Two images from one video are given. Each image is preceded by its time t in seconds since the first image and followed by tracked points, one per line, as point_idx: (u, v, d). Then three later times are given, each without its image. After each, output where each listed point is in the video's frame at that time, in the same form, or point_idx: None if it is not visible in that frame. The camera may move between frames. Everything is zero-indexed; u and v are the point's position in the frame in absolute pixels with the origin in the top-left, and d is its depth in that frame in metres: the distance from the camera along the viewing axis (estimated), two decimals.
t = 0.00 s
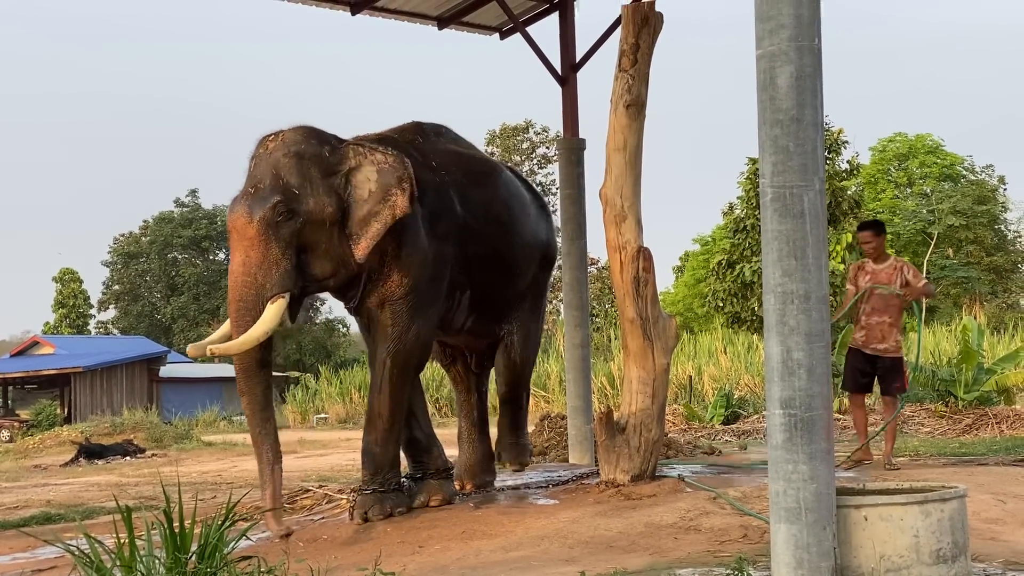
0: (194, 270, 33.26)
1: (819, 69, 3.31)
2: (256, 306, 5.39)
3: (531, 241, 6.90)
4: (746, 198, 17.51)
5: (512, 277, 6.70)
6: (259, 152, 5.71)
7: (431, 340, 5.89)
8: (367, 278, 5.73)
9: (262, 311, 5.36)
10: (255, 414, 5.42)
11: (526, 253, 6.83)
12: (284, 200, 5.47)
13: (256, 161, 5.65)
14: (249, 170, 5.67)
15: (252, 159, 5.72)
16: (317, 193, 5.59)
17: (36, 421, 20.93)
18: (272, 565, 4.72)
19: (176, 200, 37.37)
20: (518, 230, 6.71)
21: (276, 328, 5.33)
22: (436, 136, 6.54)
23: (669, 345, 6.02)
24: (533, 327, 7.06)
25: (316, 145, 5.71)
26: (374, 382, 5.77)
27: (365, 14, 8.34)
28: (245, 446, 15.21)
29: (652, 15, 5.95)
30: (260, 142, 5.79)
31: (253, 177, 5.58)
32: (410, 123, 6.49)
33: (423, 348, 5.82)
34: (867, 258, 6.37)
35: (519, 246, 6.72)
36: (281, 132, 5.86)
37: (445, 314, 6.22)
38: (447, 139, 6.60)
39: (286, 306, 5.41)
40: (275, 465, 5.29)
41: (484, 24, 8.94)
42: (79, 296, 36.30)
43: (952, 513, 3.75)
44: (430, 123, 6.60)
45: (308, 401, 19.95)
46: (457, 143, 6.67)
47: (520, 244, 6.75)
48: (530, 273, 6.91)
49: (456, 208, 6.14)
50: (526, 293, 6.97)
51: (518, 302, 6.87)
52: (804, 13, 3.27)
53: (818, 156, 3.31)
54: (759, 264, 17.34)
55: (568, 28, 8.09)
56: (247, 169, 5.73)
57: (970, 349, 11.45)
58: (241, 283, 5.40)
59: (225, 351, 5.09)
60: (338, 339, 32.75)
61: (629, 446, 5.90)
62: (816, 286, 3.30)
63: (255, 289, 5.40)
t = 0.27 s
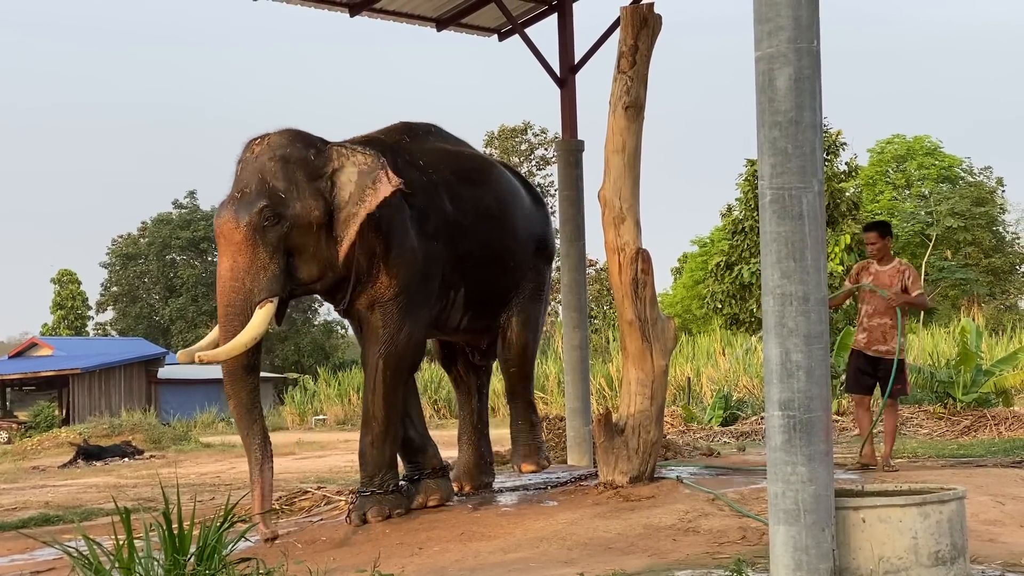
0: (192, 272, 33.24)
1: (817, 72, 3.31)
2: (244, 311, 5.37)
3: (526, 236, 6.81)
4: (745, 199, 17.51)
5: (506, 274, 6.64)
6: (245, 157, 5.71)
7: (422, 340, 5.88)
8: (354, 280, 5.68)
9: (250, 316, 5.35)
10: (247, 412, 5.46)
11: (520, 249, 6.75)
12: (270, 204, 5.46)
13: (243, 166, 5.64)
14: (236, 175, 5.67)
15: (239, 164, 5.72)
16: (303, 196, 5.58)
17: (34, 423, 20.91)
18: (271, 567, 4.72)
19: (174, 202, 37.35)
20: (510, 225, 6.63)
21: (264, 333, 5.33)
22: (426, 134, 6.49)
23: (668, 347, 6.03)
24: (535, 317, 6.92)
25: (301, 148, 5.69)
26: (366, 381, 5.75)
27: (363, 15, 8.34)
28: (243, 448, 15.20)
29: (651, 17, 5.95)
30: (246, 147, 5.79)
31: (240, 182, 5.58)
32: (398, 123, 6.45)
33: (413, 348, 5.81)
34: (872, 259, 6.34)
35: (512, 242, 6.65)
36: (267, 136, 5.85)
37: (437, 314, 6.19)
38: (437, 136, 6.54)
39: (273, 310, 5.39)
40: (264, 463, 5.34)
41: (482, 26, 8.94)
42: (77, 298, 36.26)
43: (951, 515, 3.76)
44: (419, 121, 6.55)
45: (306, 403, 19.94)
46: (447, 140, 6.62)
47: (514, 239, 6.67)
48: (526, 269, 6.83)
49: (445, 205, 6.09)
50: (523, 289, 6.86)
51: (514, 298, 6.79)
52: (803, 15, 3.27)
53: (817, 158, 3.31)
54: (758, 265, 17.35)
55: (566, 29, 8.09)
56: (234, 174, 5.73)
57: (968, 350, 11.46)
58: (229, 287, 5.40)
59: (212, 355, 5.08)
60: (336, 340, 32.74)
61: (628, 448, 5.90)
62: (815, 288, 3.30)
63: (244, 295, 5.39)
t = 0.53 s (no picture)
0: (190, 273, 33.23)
1: (816, 74, 3.31)
2: (225, 319, 5.46)
3: (522, 237, 6.64)
4: (743, 201, 17.51)
5: (502, 276, 6.51)
6: (224, 166, 5.77)
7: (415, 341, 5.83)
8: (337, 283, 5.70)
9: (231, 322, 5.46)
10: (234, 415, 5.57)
11: (516, 250, 6.60)
12: (247, 211, 5.52)
13: (221, 175, 5.71)
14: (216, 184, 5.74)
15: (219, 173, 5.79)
16: (281, 203, 5.63)
17: (32, 425, 20.91)
18: (270, 568, 4.71)
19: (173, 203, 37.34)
20: (504, 226, 6.50)
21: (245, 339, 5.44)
22: (415, 136, 6.43)
23: (667, 348, 6.03)
24: (528, 319, 6.69)
25: (278, 154, 5.73)
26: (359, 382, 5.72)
27: (362, 16, 8.34)
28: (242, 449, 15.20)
29: (650, 19, 5.96)
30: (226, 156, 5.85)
31: (218, 191, 5.65)
32: (387, 125, 6.40)
33: (405, 348, 5.75)
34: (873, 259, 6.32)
35: (507, 244, 6.51)
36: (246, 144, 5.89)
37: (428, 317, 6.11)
38: (427, 138, 6.49)
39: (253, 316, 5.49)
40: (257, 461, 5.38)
41: (480, 27, 8.94)
42: (76, 299, 36.25)
43: (950, 517, 3.75)
44: (409, 123, 6.51)
45: (304, 405, 19.92)
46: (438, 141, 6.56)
47: (509, 241, 6.54)
48: (521, 270, 6.66)
49: (433, 205, 6.02)
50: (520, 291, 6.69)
51: (511, 302, 6.63)
52: (802, 17, 3.28)
53: (815, 160, 3.31)
54: (756, 267, 17.36)
55: (565, 31, 8.10)
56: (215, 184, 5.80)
57: (967, 352, 11.47)
58: (210, 295, 5.48)
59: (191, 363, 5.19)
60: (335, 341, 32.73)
61: (626, 449, 5.90)
62: (814, 290, 3.30)
63: (224, 302, 5.49)
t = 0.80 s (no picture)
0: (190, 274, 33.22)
1: (816, 75, 3.31)
2: (204, 314, 5.57)
3: (522, 241, 6.45)
4: (743, 202, 17.50)
5: (500, 280, 6.33)
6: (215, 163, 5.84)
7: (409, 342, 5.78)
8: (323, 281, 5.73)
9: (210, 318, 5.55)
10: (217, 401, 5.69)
11: (516, 254, 6.41)
12: (230, 209, 5.59)
13: (211, 173, 5.78)
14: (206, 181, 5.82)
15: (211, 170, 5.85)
16: (268, 202, 5.64)
17: (31, 426, 20.92)
18: (269, 569, 4.71)
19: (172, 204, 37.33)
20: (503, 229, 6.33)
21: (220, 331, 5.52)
22: (415, 138, 6.35)
23: (667, 349, 6.03)
24: (521, 327, 6.50)
25: (266, 153, 5.75)
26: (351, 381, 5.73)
27: (361, 17, 8.34)
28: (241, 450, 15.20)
29: (649, 20, 5.96)
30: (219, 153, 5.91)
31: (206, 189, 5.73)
32: (388, 126, 6.33)
33: (395, 350, 5.71)
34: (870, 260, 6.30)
35: (506, 247, 6.33)
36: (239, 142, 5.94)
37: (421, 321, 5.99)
38: (427, 138, 6.39)
39: (232, 312, 5.56)
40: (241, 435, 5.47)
41: (480, 29, 8.94)
42: (75, 300, 36.26)
43: (950, 518, 3.75)
44: (410, 124, 6.42)
45: (304, 406, 19.92)
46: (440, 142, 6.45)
47: (509, 244, 6.35)
48: (520, 275, 6.47)
49: (426, 208, 5.91)
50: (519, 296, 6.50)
51: (508, 306, 6.47)
52: (802, 18, 3.28)
53: (814, 161, 3.32)
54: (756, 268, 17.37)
55: (564, 32, 8.10)
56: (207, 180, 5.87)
57: (966, 353, 11.47)
58: (192, 290, 5.59)
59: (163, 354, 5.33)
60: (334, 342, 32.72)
61: (626, 450, 5.90)
62: (814, 291, 3.30)
63: (205, 298, 5.58)
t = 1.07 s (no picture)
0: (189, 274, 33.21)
1: (815, 75, 3.31)
2: (181, 309, 5.77)
3: (523, 243, 6.25)
4: (742, 203, 17.49)
5: (500, 281, 6.18)
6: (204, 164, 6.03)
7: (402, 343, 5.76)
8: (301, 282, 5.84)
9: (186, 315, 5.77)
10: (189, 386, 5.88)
11: (518, 256, 6.23)
12: (211, 208, 5.79)
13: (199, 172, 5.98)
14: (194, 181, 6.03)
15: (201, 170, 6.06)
16: (246, 202, 5.80)
17: (31, 426, 20.93)
18: (268, 570, 4.72)
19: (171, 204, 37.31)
20: (502, 230, 6.15)
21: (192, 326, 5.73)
22: (415, 138, 6.22)
23: (666, 349, 6.03)
24: (525, 329, 6.32)
25: (250, 155, 5.91)
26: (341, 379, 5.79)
27: (361, 18, 8.34)
28: (240, 450, 15.19)
29: (649, 20, 5.96)
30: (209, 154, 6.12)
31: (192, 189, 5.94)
32: (387, 127, 6.22)
33: (385, 351, 5.68)
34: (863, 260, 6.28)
35: (505, 249, 6.15)
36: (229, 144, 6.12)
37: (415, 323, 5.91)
38: (427, 138, 6.25)
39: (208, 310, 5.77)
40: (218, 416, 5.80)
41: (480, 29, 8.95)
42: (74, 300, 36.25)
43: (949, 519, 3.75)
44: (411, 124, 6.29)
45: (303, 406, 19.90)
46: (443, 142, 6.31)
47: (508, 246, 6.17)
48: (520, 278, 6.27)
49: (416, 209, 5.83)
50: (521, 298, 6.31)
51: (510, 308, 6.29)
52: (801, 19, 3.28)
53: (814, 162, 3.32)
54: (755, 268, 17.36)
55: (564, 32, 8.10)
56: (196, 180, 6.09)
57: (966, 354, 11.47)
58: (172, 287, 5.80)
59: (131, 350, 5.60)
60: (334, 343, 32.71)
61: (626, 451, 5.89)
62: (813, 292, 3.31)
63: (183, 296, 5.79)
